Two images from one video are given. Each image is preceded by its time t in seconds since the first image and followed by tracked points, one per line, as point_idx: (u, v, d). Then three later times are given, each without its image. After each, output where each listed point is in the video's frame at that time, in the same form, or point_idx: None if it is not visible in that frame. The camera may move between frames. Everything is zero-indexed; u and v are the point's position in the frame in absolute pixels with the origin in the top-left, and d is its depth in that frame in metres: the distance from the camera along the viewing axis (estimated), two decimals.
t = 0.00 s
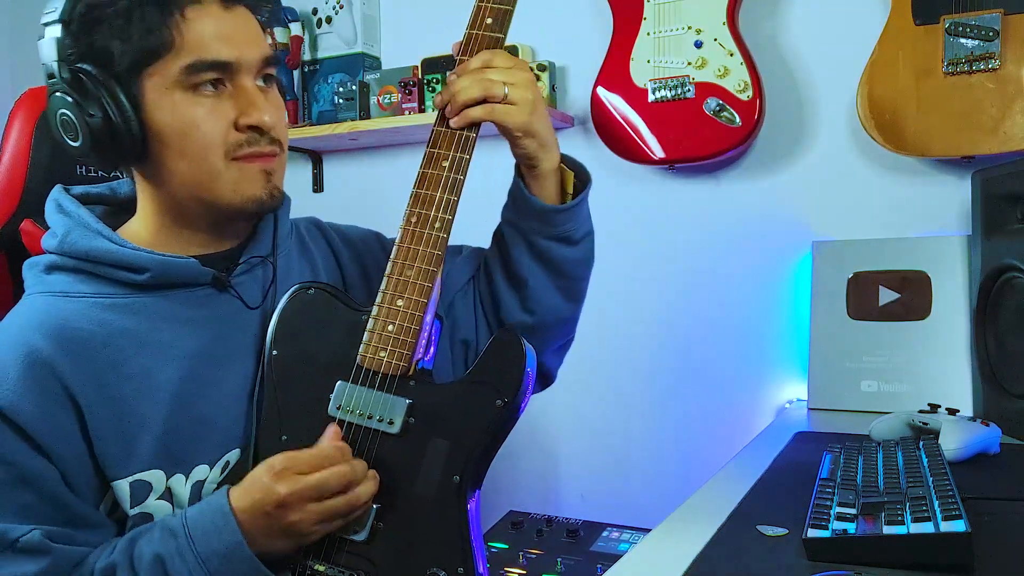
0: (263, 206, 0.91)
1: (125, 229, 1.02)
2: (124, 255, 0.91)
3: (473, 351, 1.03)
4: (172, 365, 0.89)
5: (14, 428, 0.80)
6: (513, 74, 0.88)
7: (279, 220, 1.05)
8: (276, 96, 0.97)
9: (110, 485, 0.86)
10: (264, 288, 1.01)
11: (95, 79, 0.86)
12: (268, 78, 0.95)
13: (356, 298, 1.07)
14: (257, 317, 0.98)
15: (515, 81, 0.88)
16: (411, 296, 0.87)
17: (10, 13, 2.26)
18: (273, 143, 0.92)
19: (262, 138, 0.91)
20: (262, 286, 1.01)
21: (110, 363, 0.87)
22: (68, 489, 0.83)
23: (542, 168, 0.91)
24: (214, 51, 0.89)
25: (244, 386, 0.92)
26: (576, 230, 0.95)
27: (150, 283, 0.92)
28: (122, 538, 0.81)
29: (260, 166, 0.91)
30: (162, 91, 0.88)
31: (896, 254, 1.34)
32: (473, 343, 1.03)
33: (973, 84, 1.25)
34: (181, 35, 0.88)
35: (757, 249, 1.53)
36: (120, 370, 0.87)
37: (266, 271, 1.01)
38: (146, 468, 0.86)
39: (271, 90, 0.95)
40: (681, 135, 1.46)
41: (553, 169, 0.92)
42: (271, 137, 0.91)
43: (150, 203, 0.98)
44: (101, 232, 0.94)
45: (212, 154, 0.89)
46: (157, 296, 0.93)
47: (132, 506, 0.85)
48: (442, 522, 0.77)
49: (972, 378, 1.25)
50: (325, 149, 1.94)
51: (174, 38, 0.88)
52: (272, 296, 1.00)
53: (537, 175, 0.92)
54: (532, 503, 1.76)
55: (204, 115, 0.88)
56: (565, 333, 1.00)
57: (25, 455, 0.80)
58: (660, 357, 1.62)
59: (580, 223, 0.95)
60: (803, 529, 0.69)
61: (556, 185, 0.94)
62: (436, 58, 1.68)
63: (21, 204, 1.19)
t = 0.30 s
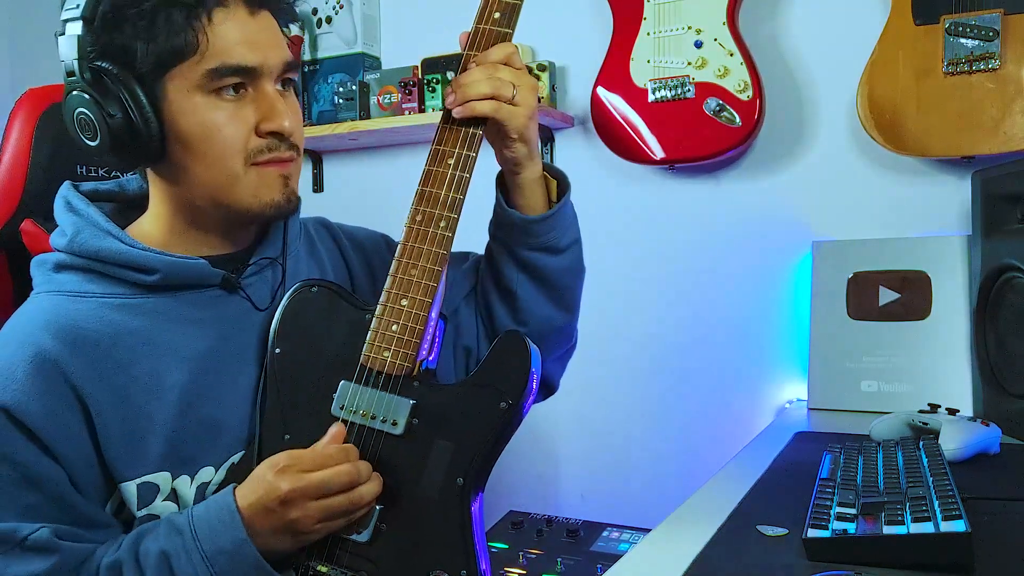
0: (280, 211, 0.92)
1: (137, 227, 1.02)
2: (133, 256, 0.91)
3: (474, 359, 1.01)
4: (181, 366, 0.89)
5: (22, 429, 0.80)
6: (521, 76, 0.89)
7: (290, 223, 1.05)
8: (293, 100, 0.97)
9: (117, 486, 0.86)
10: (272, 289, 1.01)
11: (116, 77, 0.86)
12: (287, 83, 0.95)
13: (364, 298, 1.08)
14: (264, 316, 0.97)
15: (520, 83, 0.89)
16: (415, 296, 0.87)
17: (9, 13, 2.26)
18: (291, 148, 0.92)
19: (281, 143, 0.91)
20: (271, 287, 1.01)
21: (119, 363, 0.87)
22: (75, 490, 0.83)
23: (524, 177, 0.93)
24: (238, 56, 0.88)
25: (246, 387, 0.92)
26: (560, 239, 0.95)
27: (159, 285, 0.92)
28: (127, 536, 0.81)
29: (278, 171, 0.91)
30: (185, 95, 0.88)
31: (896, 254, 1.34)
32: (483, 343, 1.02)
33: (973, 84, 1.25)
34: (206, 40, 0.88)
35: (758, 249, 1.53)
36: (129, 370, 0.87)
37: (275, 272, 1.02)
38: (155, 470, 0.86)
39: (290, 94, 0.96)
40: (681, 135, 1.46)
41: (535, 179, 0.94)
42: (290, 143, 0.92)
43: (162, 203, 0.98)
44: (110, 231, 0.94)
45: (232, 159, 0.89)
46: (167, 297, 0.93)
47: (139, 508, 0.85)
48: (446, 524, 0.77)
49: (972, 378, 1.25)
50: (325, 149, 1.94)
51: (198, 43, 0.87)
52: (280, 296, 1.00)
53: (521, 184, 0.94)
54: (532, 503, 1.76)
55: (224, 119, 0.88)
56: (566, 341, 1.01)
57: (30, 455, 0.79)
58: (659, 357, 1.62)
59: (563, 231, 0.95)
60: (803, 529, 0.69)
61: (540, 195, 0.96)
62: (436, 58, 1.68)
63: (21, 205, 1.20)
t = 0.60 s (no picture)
0: (297, 199, 0.93)
1: (141, 224, 1.02)
2: (136, 256, 0.90)
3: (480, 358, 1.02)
4: (184, 367, 0.89)
5: (25, 429, 0.80)
6: (526, 78, 0.89)
7: (296, 221, 1.05)
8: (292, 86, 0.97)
9: (121, 487, 0.86)
10: (277, 287, 1.00)
11: (127, 78, 0.85)
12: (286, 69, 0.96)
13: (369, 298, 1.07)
14: (268, 315, 0.97)
15: (524, 87, 0.88)
16: (420, 297, 0.87)
17: (9, 13, 2.26)
18: (299, 133, 0.93)
19: (292, 129, 0.92)
20: (274, 286, 1.00)
21: (123, 363, 0.87)
22: (79, 491, 0.83)
23: (527, 180, 0.93)
24: (244, 45, 0.89)
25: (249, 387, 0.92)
26: (565, 238, 0.95)
27: (163, 285, 0.92)
28: (129, 537, 0.81)
29: (292, 157, 0.92)
30: (195, 83, 0.88)
31: (896, 254, 1.34)
32: (490, 342, 1.02)
33: (973, 84, 1.25)
34: (211, 30, 0.87)
35: (758, 249, 1.53)
36: (132, 370, 0.87)
37: (280, 270, 1.01)
38: (159, 472, 0.86)
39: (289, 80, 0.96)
40: (681, 135, 1.46)
41: (540, 179, 0.94)
42: (298, 128, 0.93)
43: (171, 202, 0.98)
44: (114, 231, 0.94)
45: (250, 150, 0.89)
46: (170, 297, 0.93)
47: (143, 509, 0.85)
48: (449, 525, 0.77)
49: (972, 378, 1.25)
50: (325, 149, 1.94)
51: (204, 33, 0.87)
52: (284, 294, 0.99)
53: (524, 186, 0.93)
54: (533, 503, 1.76)
55: (238, 111, 0.89)
56: (571, 339, 1.01)
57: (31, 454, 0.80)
58: (660, 357, 1.62)
59: (569, 230, 0.95)
60: (803, 529, 0.69)
61: (544, 197, 0.95)
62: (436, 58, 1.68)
63: (21, 205, 1.19)
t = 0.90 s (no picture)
0: (293, 213, 0.92)
1: (142, 224, 1.02)
2: (136, 257, 0.90)
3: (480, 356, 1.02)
4: (184, 367, 0.89)
5: (26, 429, 0.80)
6: (527, 77, 0.89)
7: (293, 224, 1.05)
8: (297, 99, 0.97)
9: (120, 485, 0.86)
10: (275, 290, 1.00)
11: (129, 84, 0.85)
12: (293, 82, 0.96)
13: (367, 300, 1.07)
14: (267, 316, 0.97)
15: (527, 83, 0.89)
16: (419, 296, 0.87)
17: (9, 13, 2.26)
18: (301, 149, 0.93)
19: (294, 145, 0.92)
20: (274, 288, 1.00)
21: (123, 364, 0.87)
22: (80, 492, 0.83)
23: (529, 176, 0.93)
24: (252, 59, 0.88)
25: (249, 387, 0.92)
26: (564, 236, 0.95)
27: (163, 286, 0.92)
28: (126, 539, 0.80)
29: (291, 173, 0.92)
30: (199, 95, 0.88)
31: (896, 254, 1.34)
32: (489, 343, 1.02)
33: (973, 84, 1.25)
34: (221, 43, 0.87)
35: (758, 248, 1.53)
36: (132, 370, 0.87)
37: (278, 273, 1.01)
38: (156, 471, 0.86)
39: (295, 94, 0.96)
40: (681, 135, 1.46)
41: (540, 177, 0.94)
42: (300, 144, 0.92)
43: (171, 204, 0.98)
44: (114, 232, 0.93)
45: (247, 163, 0.89)
46: (170, 297, 0.92)
47: (142, 508, 0.85)
48: (448, 524, 0.78)
49: (971, 378, 1.25)
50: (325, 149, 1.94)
51: (213, 47, 0.87)
52: (283, 295, 0.99)
53: (526, 183, 0.94)
54: (533, 503, 1.76)
55: (240, 123, 0.88)
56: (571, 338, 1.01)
57: (31, 454, 0.80)
58: (660, 357, 1.62)
59: (568, 228, 0.95)
60: (803, 529, 0.69)
61: (544, 195, 0.96)
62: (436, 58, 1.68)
63: (21, 204, 1.19)
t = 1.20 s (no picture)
0: (295, 220, 0.92)
1: (141, 225, 1.01)
2: (138, 256, 0.90)
3: (474, 358, 1.01)
4: (186, 366, 0.89)
5: (29, 426, 0.80)
6: (529, 87, 0.89)
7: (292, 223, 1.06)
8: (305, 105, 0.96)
9: (124, 483, 0.86)
10: (275, 292, 1.01)
11: (136, 87, 0.83)
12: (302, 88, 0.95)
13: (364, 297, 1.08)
14: (267, 316, 0.98)
15: (527, 97, 0.89)
16: (423, 297, 0.87)
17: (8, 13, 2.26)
18: (306, 157, 0.92)
19: (298, 153, 0.91)
20: (273, 288, 1.01)
21: (124, 362, 0.87)
22: (83, 488, 0.83)
23: (506, 182, 0.93)
24: (260, 67, 0.87)
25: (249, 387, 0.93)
26: (539, 240, 0.95)
27: (164, 285, 0.92)
28: (131, 548, 0.79)
29: (294, 181, 0.91)
30: (205, 101, 0.87)
31: (896, 254, 1.34)
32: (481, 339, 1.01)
33: (973, 84, 1.25)
34: (229, 52, 0.86)
35: (758, 248, 1.53)
36: (134, 369, 0.87)
37: (278, 273, 1.03)
38: (160, 468, 0.86)
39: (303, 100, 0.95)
40: (681, 135, 1.46)
41: (516, 180, 0.94)
42: (306, 152, 0.92)
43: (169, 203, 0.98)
44: (114, 232, 0.93)
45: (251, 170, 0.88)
46: (171, 296, 0.93)
47: (146, 505, 0.85)
48: (451, 525, 0.78)
49: (971, 378, 1.25)
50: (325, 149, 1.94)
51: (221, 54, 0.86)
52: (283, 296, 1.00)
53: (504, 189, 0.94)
54: (532, 503, 1.76)
55: (244, 131, 0.88)
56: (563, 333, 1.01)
57: (33, 452, 0.79)
58: (659, 357, 1.62)
59: (544, 230, 0.95)
60: (803, 529, 0.69)
61: (522, 196, 0.96)
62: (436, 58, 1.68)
63: (21, 204, 1.19)
